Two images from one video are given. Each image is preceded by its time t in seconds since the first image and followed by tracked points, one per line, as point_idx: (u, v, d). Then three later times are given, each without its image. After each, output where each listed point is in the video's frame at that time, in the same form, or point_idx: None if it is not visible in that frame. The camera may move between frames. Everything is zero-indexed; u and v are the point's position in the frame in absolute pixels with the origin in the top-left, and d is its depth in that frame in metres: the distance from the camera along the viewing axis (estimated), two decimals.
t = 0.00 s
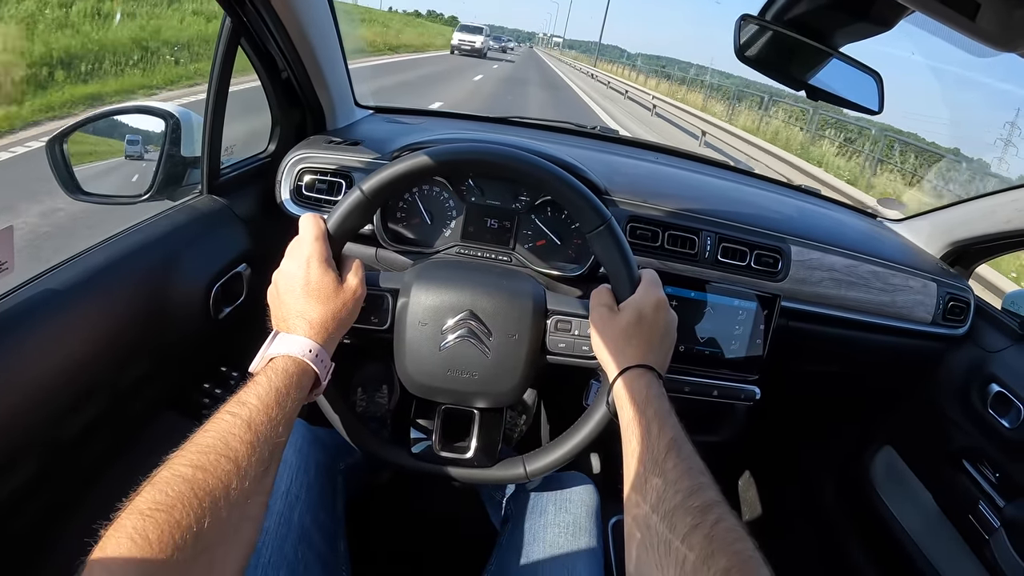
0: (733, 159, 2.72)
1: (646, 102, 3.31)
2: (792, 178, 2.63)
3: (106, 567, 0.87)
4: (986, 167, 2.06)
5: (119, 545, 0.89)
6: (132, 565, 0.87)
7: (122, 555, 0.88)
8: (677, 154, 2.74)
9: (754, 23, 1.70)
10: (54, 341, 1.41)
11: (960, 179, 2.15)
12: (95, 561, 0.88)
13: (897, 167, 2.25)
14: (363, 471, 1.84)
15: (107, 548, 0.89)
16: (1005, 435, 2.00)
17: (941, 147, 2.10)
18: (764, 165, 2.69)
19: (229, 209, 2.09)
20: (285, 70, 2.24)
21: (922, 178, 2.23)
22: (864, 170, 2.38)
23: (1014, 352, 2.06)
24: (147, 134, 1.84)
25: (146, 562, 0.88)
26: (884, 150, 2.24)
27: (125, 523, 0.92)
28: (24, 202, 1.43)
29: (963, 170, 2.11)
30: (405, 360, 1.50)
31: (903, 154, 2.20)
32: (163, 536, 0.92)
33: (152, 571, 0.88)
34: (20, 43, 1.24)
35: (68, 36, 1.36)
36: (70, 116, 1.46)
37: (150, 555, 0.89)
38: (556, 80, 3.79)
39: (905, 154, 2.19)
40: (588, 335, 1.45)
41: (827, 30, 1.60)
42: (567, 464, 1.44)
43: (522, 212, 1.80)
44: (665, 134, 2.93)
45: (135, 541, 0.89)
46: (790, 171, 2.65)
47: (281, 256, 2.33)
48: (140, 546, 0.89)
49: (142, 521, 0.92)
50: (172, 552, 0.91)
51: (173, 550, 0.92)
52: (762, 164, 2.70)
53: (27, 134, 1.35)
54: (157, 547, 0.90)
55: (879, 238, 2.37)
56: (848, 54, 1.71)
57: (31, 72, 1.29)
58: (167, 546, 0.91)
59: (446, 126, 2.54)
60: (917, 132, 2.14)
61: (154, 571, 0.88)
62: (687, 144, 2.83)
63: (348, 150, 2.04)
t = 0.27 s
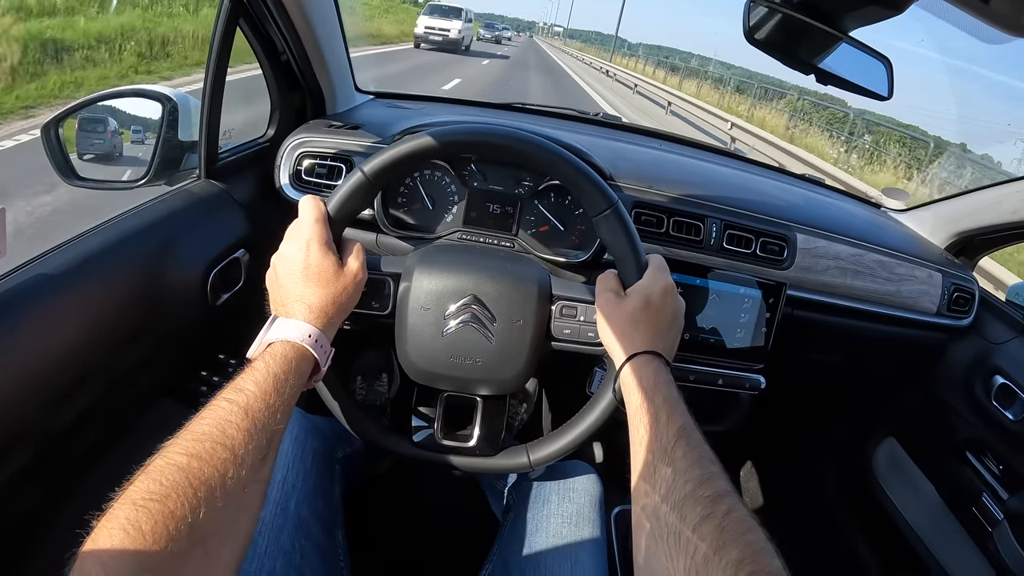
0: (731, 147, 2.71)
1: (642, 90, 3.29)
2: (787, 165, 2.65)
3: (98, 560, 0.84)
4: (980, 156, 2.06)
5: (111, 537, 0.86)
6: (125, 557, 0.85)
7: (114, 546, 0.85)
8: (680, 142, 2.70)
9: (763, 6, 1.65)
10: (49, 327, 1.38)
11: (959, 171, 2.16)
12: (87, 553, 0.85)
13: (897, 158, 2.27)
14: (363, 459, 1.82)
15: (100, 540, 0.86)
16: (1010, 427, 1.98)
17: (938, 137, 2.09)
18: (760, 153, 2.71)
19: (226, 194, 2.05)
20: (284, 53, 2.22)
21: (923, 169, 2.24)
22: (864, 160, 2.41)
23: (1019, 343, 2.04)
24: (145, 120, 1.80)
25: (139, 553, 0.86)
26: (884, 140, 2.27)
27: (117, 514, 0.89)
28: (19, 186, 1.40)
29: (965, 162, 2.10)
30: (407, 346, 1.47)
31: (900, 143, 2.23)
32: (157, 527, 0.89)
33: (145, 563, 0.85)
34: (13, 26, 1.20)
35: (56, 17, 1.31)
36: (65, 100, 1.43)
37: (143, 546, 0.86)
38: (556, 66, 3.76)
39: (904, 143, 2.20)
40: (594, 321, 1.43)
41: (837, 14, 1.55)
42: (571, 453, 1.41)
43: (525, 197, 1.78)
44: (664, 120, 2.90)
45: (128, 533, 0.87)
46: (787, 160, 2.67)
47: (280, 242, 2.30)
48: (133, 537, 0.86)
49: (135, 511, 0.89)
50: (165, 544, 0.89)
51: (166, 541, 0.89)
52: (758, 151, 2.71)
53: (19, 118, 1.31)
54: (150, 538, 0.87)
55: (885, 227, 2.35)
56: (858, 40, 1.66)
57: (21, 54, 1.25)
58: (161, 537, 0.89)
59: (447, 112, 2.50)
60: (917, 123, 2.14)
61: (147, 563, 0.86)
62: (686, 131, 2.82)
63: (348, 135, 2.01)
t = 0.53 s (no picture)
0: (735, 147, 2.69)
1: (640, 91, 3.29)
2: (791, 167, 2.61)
3: (103, 558, 0.84)
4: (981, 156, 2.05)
5: (116, 535, 0.86)
6: (131, 555, 0.85)
7: (120, 544, 0.85)
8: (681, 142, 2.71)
9: (764, 7, 1.65)
10: (52, 327, 1.39)
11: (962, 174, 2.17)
12: (92, 552, 0.85)
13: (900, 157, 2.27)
14: (365, 459, 1.83)
15: (105, 538, 0.87)
16: (1010, 427, 1.99)
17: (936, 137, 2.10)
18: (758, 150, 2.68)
19: (228, 195, 2.05)
20: (285, 53, 2.23)
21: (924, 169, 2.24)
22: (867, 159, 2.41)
23: (1019, 343, 2.04)
24: (146, 120, 1.82)
25: (145, 551, 0.86)
26: (890, 141, 2.27)
27: (122, 512, 0.89)
28: (23, 187, 1.40)
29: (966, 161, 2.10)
30: (409, 345, 1.48)
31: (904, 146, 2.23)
32: (161, 526, 0.89)
33: (150, 561, 0.86)
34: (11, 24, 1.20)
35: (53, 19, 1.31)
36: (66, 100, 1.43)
37: (148, 545, 0.87)
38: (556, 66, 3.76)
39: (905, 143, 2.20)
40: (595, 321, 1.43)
41: (838, 15, 1.55)
42: (572, 452, 1.42)
43: (526, 197, 1.78)
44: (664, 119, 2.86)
45: (133, 531, 0.87)
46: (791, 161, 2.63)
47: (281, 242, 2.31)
48: (137, 536, 0.87)
49: (140, 509, 0.90)
50: (170, 542, 0.89)
51: (171, 539, 0.90)
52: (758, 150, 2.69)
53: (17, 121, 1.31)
54: (155, 537, 0.88)
55: (885, 227, 2.35)
56: (859, 40, 1.66)
57: (22, 54, 1.25)
58: (166, 536, 0.89)
59: (448, 112, 2.51)
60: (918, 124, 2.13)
61: (152, 562, 0.86)
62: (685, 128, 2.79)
63: (349, 135, 2.01)
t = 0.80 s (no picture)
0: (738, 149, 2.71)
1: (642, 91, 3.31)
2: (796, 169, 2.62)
3: (110, 560, 0.85)
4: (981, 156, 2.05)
5: (124, 538, 0.87)
6: (138, 557, 0.86)
7: (128, 547, 0.86)
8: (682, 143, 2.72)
9: (765, 9, 1.68)
10: (58, 328, 1.40)
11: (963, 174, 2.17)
12: (100, 554, 0.86)
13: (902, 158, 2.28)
14: (367, 460, 1.84)
15: (113, 541, 0.88)
16: (1009, 427, 1.99)
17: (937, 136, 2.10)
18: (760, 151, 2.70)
19: (231, 196, 2.06)
20: (288, 55, 2.23)
21: (927, 170, 2.24)
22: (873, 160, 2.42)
23: (1019, 343, 2.05)
24: (148, 120, 1.83)
25: (153, 554, 0.87)
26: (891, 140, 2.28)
27: (130, 516, 0.90)
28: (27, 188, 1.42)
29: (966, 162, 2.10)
30: (412, 347, 1.49)
31: (908, 144, 2.24)
32: (169, 529, 0.90)
33: (158, 563, 0.87)
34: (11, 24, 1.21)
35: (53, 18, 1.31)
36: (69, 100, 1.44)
37: (155, 547, 0.88)
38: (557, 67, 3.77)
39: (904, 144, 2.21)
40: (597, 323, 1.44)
41: (837, 17, 1.56)
42: (575, 453, 1.43)
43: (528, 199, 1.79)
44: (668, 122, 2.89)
45: (141, 534, 0.88)
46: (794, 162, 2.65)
47: (283, 243, 2.32)
48: (145, 538, 0.88)
49: (147, 513, 0.91)
50: (177, 545, 0.90)
51: (179, 542, 0.90)
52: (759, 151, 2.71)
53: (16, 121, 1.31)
54: (163, 539, 0.89)
55: (885, 228, 2.36)
56: (859, 43, 1.68)
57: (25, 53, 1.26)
58: (174, 539, 0.90)
59: (450, 113, 2.52)
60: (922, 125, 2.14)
61: (159, 563, 0.87)
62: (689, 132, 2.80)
63: (352, 137, 2.02)
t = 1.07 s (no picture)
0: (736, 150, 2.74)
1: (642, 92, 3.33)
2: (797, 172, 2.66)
3: (117, 563, 0.87)
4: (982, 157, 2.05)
5: (131, 542, 0.89)
6: (144, 560, 0.87)
7: (134, 551, 0.88)
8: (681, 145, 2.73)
9: (763, 16, 1.68)
10: (61, 332, 1.41)
11: (960, 175, 2.17)
12: (107, 558, 0.88)
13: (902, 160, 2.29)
14: (368, 461, 1.85)
15: (119, 545, 0.89)
16: (1006, 430, 2.01)
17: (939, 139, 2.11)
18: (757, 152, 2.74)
19: (233, 200, 2.08)
20: (290, 59, 2.25)
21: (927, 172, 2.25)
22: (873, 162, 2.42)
23: (1016, 347, 2.06)
24: (151, 124, 1.84)
25: (159, 557, 0.88)
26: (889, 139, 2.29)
27: (136, 520, 0.92)
28: (30, 193, 1.43)
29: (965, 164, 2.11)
30: (412, 351, 1.50)
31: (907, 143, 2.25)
32: (174, 533, 0.92)
33: (164, 566, 0.88)
34: (18, 26, 1.24)
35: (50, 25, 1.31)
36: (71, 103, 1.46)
37: (161, 550, 0.89)
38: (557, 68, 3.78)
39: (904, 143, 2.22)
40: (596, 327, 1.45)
41: (835, 24, 1.57)
42: (573, 456, 1.44)
43: (527, 203, 1.81)
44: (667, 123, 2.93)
45: (147, 538, 0.90)
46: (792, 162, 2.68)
47: (285, 246, 2.33)
48: (151, 542, 0.89)
49: (153, 517, 0.92)
50: (182, 548, 0.91)
51: (184, 545, 0.92)
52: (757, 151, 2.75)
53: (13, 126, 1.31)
54: (168, 543, 0.90)
55: (883, 231, 2.37)
56: (856, 49, 1.69)
57: (25, 56, 1.27)
58: (179, 542, 0.91)
59: (451, 116, 2.53)
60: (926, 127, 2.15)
61: (165, 566, 0.88)
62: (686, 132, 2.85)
63: (353, 141, 2.04)
